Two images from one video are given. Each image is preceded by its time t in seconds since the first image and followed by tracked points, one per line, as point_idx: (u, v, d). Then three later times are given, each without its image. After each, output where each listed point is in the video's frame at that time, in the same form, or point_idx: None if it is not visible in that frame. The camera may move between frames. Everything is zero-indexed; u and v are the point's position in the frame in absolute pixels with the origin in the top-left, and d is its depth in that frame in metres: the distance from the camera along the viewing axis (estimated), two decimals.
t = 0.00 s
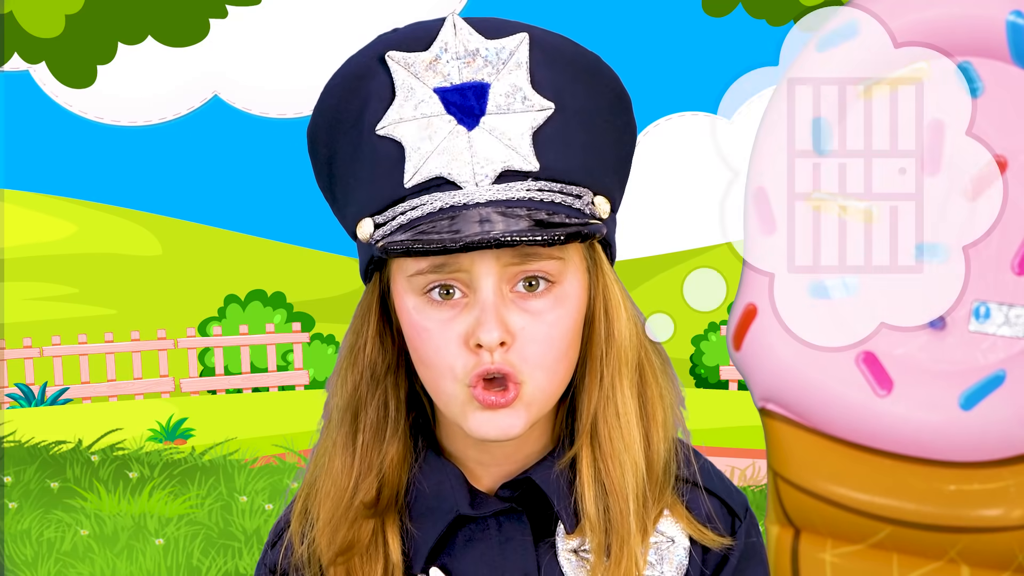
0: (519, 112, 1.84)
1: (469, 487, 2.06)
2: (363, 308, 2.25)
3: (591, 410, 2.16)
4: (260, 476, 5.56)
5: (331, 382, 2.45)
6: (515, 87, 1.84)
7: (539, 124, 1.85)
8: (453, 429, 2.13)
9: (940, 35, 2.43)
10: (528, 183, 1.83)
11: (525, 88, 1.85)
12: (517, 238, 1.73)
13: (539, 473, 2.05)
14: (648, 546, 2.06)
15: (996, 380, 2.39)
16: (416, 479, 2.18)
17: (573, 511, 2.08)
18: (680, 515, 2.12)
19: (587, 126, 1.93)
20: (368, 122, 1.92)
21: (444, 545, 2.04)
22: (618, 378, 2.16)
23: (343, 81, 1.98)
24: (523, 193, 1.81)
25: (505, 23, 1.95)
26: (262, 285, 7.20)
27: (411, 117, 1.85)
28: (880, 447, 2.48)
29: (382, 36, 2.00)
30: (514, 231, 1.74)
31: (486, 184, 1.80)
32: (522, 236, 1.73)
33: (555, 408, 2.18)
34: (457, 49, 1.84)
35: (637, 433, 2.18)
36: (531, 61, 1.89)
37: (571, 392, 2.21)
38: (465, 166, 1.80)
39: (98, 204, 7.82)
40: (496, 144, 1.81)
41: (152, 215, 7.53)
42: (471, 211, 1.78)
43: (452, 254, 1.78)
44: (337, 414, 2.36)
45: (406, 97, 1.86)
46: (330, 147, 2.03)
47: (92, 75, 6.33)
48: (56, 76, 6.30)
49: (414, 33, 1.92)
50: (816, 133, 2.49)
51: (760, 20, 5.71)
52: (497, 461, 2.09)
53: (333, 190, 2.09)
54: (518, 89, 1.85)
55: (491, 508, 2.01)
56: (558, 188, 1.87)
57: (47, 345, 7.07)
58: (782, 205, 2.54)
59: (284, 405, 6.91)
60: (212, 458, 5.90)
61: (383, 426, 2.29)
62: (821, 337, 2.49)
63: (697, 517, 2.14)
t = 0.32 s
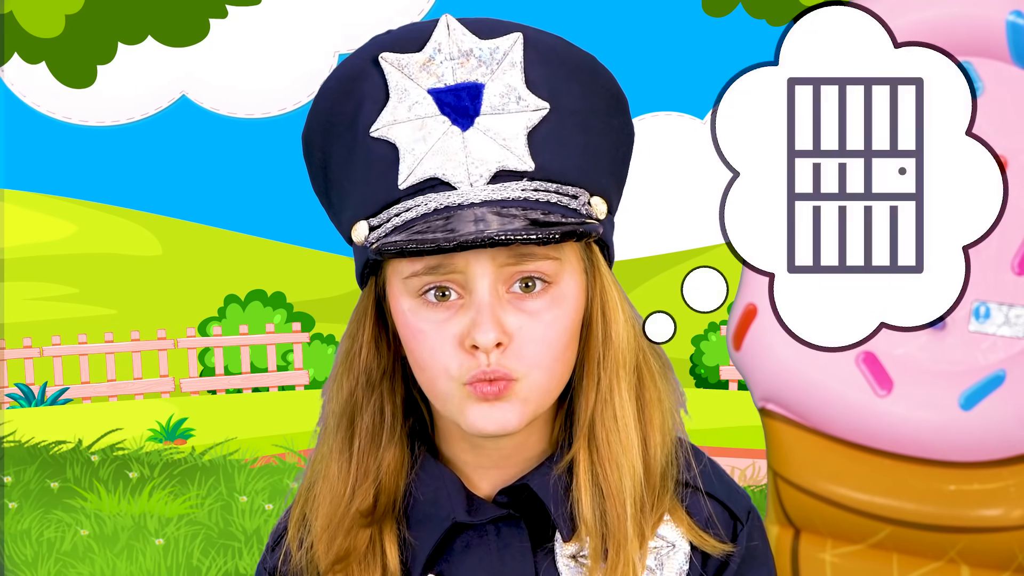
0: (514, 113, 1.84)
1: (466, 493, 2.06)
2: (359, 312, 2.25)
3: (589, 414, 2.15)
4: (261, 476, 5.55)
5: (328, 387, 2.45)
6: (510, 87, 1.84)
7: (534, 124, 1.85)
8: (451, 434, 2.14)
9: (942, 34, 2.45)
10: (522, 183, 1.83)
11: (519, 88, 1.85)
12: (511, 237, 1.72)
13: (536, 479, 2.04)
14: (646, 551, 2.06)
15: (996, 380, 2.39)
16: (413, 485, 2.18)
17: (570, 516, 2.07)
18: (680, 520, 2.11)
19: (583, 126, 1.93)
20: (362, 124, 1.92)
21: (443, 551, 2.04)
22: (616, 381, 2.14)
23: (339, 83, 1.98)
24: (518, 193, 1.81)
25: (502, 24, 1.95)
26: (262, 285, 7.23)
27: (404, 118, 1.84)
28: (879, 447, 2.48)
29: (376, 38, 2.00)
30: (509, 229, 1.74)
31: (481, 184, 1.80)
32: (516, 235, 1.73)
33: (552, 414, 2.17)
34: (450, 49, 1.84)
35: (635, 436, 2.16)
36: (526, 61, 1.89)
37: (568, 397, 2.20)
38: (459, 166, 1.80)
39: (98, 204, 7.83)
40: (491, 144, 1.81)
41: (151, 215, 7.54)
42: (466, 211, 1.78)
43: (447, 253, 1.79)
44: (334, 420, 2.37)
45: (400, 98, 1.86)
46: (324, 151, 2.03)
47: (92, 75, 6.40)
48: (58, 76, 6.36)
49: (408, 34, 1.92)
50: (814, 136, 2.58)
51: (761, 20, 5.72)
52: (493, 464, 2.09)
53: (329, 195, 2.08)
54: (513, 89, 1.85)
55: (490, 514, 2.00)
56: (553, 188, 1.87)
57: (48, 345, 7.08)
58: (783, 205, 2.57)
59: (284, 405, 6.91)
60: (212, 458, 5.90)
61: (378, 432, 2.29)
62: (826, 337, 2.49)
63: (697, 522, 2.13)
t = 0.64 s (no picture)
0: (507, 119, 1.84)
1: (462, 505, 2.06)
2: (353, 325, 2.25)
3: (584, 423, 2.14)
4: (261, 476, 5.56)
5: (322, 400, 2.45)
6: (502, 93, 1.84)
7: (526, 131, 1.85)
8: (450, 446, 2.16)
9: (941, 34, 2.46)
10: (515, 190, 1.82)
11: (512, 94, 1.85)
12: (502, 245, 1.72)
13: (529, 495, 2.04)
14: (641, 567, 2.07)
15: (996, 380, 2.39)
16: (410, 500, 2.18)
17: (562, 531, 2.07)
18: (678, 536, 2.09)
19: (579, 132, 1.93)
20: (353, 132, 1.92)
21: (437, 563, 2.04)
22: (610, 392, 2.13)
23: (329, 91, 1.98)
24: (510, 201, 1.80)
25: (499, 30, 1.96)
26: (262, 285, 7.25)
27: (396, 126, 1.84)
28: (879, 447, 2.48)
29: (367, 45, 2.00)
30: (501, 237, 1.74)
31: (473, 192, 1.79)
32: (506, 244, 1.73)
33: (549, 426, 2.18)
34: (441, 56, 1.84)
35: (630, 448, 2.16)
36: (518, 66, 1.89)
37: (564, 409, 2.20)
38: (450, 174, 1.79)
39: (98, 204, 7.84)
40: (482, 152, 1.80)
41: (151, 215, 7.55)
42: (457, 219, 1.77)
43: (437, 262, 1.77)
44: (329, 433, 2.37)
45: (392, 105, 1.86)
46: (318, 161, 2.04)
47: (92, 75, 6.41)
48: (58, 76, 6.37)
49: (399, 41, 1.93)
50: (813, 137, 2.57)
51: (760, 20, 5.75)
52: (489, 475, 2.11)
53: (322, 203, 2.10)
54: (505, 95, 1.85)
55: (484, 529, 2.01)
56: (547, 196, 1.85)
57: (47, 345, 7.09)
58: (783, 205, 2.60)
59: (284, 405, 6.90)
60: (212, 458, 5.90)
61: (374, 445, 2.29)
62: (826, 337, 2.46)
63: (697, 539, 2.11)
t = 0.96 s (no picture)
0: (523, 116, 1.84)
1: (470, 493, 2.07)
2: (374, 315, 2.26)
3: (598, 412, 2.14)
4: (261, 476, 5.56)
5: (341, 389, 2.46)
6: (519, 90, 1.84)
7: (543, 128, 1.85)
8: (461, 432, 2.14)
9: (942, 35, 2.47)
10: (532, 187, 1.82)
11: (528, 91, 1.85)
12: (520, 244, 1.71)
13: (539, 483, 2.03)
14: (647, 554, 2.04)
15: (996, 380, 2.40)
16: (421, 488, 2.18)
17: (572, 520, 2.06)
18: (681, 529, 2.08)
19: (594, 126, 1.93)
20: (371, 128, 1.93)
21: (442, 551, 2.05)
22: (627, 383, 2.14)
23: (347, 87, 2.00)
24: (527, 198, 1.80)
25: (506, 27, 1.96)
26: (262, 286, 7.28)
27: (413, 123, 1.85)
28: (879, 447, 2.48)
29: (384, 43, 2.01)
30: (519, 236, 1.72)
31: (490, 189, 1.79)
32: (525, 242, 1.71)
33: (564, 420, 2.16)
34: (459, 53, 1.85)
35: (644, 440, 2.15)
36: (534, 64, 1.89)
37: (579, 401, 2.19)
38: (468, 171, 1.79)
39: (98, 204, 7.85)
40: (499, 149, 1.81)
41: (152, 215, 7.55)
42: (475, 217, 1.77)
43: (455, 261, 1.77)
44: (346, 424, 2.37)
45: (409, 103, 1.87)
46: (336, 155, 2.06)
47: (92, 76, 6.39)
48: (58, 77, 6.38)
49: (418, 38, 1.93)
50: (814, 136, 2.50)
51: (760, 20, 5.74)
52: (503, 466, 2.09)
53: (341, 196, 2.11)
54: (522, 92, 1.85)
55: (491, 517, 2.00)
56: (563, 192, 1.85)
57: (47, 345, 7.09)
58: (783, 205, 2.51)
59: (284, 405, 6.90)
60: (212, 458, 5.90)
61: (391, 434, 2.29)
62: (826, 337, 2.46)
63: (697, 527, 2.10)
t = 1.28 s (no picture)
0: (514, 118, 1.82)
1: (463, 474, 2.05)
2: (366, 313, 2.25)
3: (587, 409, 2.10)
4: (261, 476, 5.57)
5: (331, 386, 2.42)
6: (509, 92, 1.82)
7: (533, 130, 1.83)
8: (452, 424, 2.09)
9: (941, 35, 2.47)
10: (523, 191, 1.79)
11: (519, 93, 1.83)
12: (511, 252, 1.73)
13: (533, 458, 2.03)
14: (637, 546, 2.01)
15: (996, 380, 2.40)
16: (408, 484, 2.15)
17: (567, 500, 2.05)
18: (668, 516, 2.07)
19: (585, 126, 1.92)
20: (363, 130, 1.92)
21: (433, 534, 2.03)
22: (616, 382, 2.11)
23: (338, 89, 1.98)
24: (518, 202, 1.78)
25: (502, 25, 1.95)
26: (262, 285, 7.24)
27: (404, 126, 1.82)
28: (880, 447, 2.48)
29: (375, 45, 2.00)
30: (509, 244, 1.74)
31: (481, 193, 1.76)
32: (518, 249, 1.73)
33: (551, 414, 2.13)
34: (449, 56, 1.83)
35: (632, 436, 2.12)
36: (524, 66, 1.87)
37: (569, 401, 2.15)
38: (459, 176, 1.77)
39: (98, 205, 7.79)
40: (490, 152, 1.78)
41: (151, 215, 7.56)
42: (466, 222, 1.76)
43: (448, 269, 1.78)
44: (335, 420, 2.33)
45: (400, 105, 1.85)
46: (327, 155, 2.04)
47: (92, 75, 6.34)
48: (56, 75, 6.34)
49: (407, 41, 1.91)
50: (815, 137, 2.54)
51: (760, 20, 5.74)
52: (491, 453, 2.06)
53: (333, 195, 2.10)
54: (512, 94, 1.82)
55: (484, 495, 1.99)
56: (554, 194, 1.83)
57: (47, 345, 7.11)
58: (783, 205, 2.58)
59: (284, 405, 6.90)
60: (212, 458, 5.90)
61: (381, 431, 2.25)
62: (826, 337, 2.45)
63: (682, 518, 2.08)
